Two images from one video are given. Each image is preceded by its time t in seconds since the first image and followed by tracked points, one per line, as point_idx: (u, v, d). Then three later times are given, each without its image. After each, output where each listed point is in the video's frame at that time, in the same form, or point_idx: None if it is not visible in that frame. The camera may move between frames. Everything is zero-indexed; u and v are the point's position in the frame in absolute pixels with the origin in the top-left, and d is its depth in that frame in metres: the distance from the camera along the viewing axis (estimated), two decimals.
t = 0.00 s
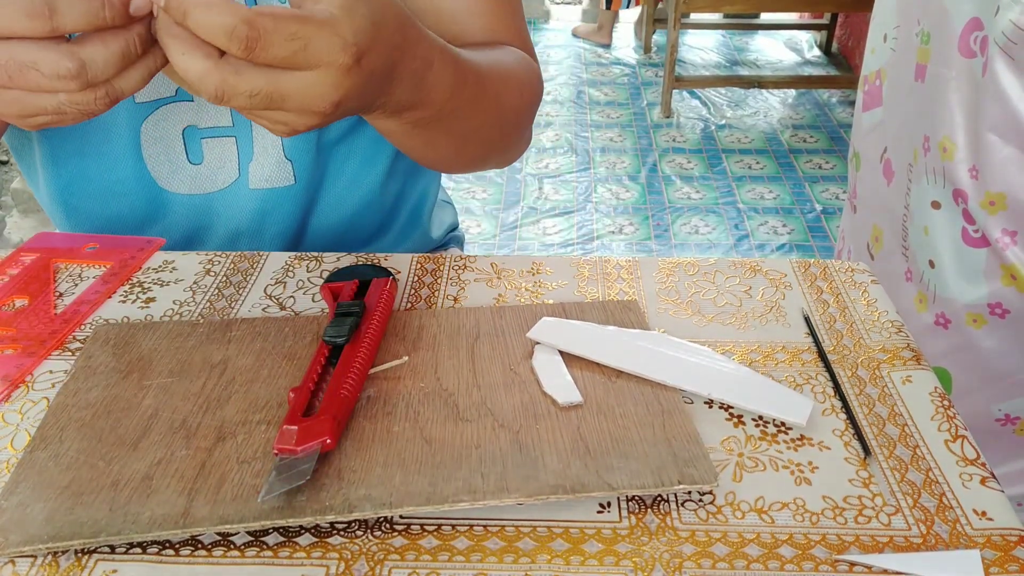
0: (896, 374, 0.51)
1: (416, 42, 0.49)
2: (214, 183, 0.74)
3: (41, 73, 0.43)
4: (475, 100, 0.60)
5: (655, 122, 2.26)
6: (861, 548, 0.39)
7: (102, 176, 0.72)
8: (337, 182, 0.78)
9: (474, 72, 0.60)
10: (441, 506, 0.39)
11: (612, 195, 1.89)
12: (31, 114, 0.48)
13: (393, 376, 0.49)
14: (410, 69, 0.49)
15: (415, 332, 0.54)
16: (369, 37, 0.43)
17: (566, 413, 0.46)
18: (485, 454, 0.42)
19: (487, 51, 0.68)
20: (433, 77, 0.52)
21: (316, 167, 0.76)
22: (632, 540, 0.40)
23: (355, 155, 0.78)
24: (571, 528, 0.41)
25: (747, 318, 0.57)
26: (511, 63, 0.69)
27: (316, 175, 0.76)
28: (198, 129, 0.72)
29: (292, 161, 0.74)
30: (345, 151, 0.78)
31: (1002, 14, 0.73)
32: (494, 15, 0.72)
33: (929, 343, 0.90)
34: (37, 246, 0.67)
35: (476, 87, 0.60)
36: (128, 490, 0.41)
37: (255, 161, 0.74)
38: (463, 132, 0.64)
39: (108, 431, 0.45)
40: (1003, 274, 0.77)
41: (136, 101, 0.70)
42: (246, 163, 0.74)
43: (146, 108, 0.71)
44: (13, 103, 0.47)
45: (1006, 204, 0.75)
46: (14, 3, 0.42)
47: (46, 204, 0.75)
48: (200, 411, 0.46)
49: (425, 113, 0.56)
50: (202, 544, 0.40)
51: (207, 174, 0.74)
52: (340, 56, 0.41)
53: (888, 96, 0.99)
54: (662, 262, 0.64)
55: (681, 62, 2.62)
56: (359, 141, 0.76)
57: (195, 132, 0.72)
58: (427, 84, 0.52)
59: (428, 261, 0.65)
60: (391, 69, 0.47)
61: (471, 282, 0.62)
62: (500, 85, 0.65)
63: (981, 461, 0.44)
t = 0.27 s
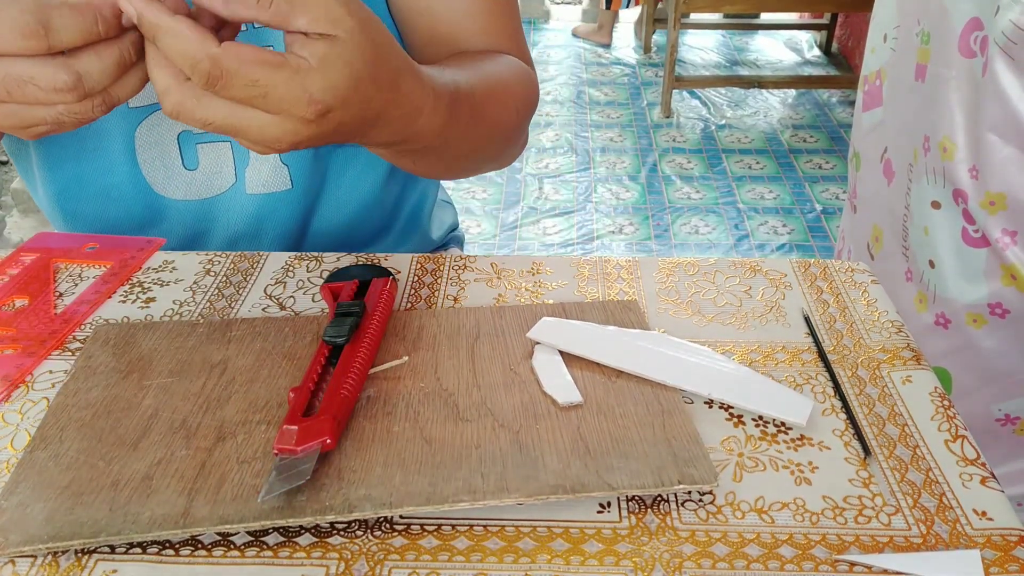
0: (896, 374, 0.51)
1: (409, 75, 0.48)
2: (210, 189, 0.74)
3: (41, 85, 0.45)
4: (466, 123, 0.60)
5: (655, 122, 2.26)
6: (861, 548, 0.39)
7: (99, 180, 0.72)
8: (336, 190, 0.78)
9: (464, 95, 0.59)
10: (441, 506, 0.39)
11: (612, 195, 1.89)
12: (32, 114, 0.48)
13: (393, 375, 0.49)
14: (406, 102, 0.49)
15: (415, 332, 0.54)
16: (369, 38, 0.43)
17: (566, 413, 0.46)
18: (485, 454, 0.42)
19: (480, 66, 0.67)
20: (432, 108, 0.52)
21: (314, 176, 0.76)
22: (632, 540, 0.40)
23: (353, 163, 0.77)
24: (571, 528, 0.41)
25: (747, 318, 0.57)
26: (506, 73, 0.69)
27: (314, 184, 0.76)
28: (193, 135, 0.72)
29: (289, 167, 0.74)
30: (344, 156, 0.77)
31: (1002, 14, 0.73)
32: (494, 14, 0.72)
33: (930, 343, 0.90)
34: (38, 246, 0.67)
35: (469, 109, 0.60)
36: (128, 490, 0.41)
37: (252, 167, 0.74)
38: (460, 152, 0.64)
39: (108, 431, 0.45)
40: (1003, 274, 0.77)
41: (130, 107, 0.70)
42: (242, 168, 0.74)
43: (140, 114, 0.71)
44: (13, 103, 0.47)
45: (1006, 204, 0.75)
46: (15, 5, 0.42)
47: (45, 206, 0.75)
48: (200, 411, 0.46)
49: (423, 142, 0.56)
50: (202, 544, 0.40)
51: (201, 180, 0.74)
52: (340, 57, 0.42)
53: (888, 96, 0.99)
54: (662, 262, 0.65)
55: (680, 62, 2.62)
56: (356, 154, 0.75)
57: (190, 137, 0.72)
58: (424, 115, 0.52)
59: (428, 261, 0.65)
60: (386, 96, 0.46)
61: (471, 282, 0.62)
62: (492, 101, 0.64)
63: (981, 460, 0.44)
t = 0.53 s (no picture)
0: (896, 374, 0.51)
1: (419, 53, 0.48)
2: (209, 189, 0.74)
3: (41, 90, 0.44)
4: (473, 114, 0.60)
5: (655, 122, 2.26)
6: (861, 548, 0.39)
7: (99, 180, 0.72)
8: (337, 190, 0.78)
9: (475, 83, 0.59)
10: (441, 506, 0.39)
11: (612, 195, 1.89)
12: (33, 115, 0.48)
13: (393, 375, 0.49)
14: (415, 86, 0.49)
15: (415, 332, 0.54)
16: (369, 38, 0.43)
17: (566, 413, 0.45)
18: (485, 454, 0.42)
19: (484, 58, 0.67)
20: (438, 91, 0.52)
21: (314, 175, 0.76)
22: (632, 540, 0.40)
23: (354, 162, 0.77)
24: (571, 528, 0.41)
25: (747, 318, 0.57)
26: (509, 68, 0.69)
27: (315, 183, 0.76)
28: (192, 134, 0.72)
29: (288, 166, 0.74)
30: (344, 156, 0.77)
31: (1002, 14, 0.73)
32: (494, 14, 0.72)
33: (930, 343, 0.90)
34: (38, 246, 0.67)
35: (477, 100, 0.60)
36: (128, 490, 0.41)
37: (251, 166, 0.74)
38: (464, 144, 0.64)
39: (108, 430, 0.45)
40: (1003, 274, 0.77)
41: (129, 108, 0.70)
42: (242, 168, 0.74)
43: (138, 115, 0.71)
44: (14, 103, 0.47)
45: (1006, 204, 0.75)
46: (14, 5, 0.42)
47: (44, 207, 0.75)
48: (200, 411, 0.46)
49: (428, 129, 0.56)
50: (202, 544, 0.40)
51: (199, 180, 0.74)
52: (340, 57, 0.42)
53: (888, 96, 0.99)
54: (662, 262, 0.65)
55: (681, 62, 2.62)
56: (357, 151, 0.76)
57: (190, 136, 0.72)
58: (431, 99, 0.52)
59: (428, 261, 0.65)
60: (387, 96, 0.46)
61: (471, 282, 0.62)
62: (499, 94, 0.65)
63: (981, 460, 0.44)
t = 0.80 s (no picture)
0: (896, 374, 0.51)
1: (436, 46, 0.49)
2: (213, 188, 0.74)
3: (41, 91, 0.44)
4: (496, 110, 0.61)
5: (655, 122, 2.26)
6: (861, 548, 0.39)
7: (102, 179, 0.72)
8: (339, 190, 0.78)
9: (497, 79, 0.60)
10: (440, 506, 0.39)
11: (612, 195, 1.89)
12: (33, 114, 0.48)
13: (393, 375, 0.49)
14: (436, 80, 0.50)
15: (415, 332, 0.54)
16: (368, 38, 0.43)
17: (566, 413, 0.46)
18: (485, 454, 0.42)
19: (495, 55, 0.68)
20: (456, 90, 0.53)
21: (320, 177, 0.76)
22: (632, 540, 0.40)
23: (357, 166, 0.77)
24: (571, 528, 0.41)
25: (746, 318, 0.57)
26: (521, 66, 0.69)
27: (317, 184, 0.76)
28: (197, 134, 0.72)
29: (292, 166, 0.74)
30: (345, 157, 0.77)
31: (1002, 14, 0.73)
32: (494, 14, 0.72)
33: (930, 343, 0.90)
34: (37, 246, 0.67)
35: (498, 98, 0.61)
36: (128, 490, 0.41)
37: (256, 166, 0.74)
38: (476, 144, 0.65)
39: (107, 430, 0.45)
40: (1003, 274, 0.77)
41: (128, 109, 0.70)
42: (245, 168, 0.74)
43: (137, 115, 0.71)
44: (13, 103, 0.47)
45: (1006, 204, 0.75)
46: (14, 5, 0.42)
47: (46, 206, 0.75)
48: (200, 411, 0.46)
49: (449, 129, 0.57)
50: (202, 544, 0.40)
51: (205, 180, 0.74)
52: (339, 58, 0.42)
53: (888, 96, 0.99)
54: (662, 262, 0.65)
55: (681, 62, 2.62)
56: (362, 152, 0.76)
57: (194, 136, 0.72)
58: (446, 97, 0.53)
59: (428, 261, 0.65)
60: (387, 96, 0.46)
61: (471, 282, 0.62)
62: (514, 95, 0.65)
63: (981, 460, 0.44)
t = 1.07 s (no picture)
0: (896, 373, 0.51)
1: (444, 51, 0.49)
2: (214, 187, 0.74)
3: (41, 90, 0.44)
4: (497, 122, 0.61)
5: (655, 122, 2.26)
6: (861, 548, 0.39)
7: (103, 179, 0.72)
8: (339, 189, 0.78)
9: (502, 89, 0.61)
10: (440, 506, 0.39)
11: (612, 195, 1.89)
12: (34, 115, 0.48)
13: (393, 375, 0.49)
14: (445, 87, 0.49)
15: (415, 332, 0.54)
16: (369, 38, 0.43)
17: (566, 413, 0.46)
18: (485, 454, 0.42)
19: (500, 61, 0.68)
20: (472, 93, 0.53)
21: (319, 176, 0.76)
22: (632, 540, 0.40)
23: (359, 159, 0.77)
24: (571, 528, 0.41)
25: (746, 318, 0.57)
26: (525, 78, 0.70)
27: (317, 183, 0.76)
28: (197, 134, 0.72)
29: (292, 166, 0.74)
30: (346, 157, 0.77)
31: (1002, 14, 0.73)
32: (495, 15, 0.72)
33: (930, 343, 0.90)
34: (37, 246, 0.67)
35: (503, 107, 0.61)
36: (128, 490, 0.41)
37: (256, 166, 0.74)
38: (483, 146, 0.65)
39: (107, 430, 0.45)
40: (1003, 274, 0.77)
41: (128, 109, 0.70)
42: (246, 168, 0.74)
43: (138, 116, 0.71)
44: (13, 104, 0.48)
45: (1006, 204, 0.75)
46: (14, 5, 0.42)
47: (46, 206, 0.75)
48: (200, 411, 0.46)
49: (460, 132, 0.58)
50: (202, 544, 0.40)
51: (206, 179, 0.74)
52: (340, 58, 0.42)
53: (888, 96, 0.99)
54: (662, 262, 0.64)
55: (681, 62, 2.62)
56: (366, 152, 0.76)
57: (195, 136, 0.72)
58: (456, 106, 0.53)
59: (428, 261, 0.65)
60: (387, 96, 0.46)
61: (471, 282, 0.62)
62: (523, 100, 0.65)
63: (981, 460, 0.44)
